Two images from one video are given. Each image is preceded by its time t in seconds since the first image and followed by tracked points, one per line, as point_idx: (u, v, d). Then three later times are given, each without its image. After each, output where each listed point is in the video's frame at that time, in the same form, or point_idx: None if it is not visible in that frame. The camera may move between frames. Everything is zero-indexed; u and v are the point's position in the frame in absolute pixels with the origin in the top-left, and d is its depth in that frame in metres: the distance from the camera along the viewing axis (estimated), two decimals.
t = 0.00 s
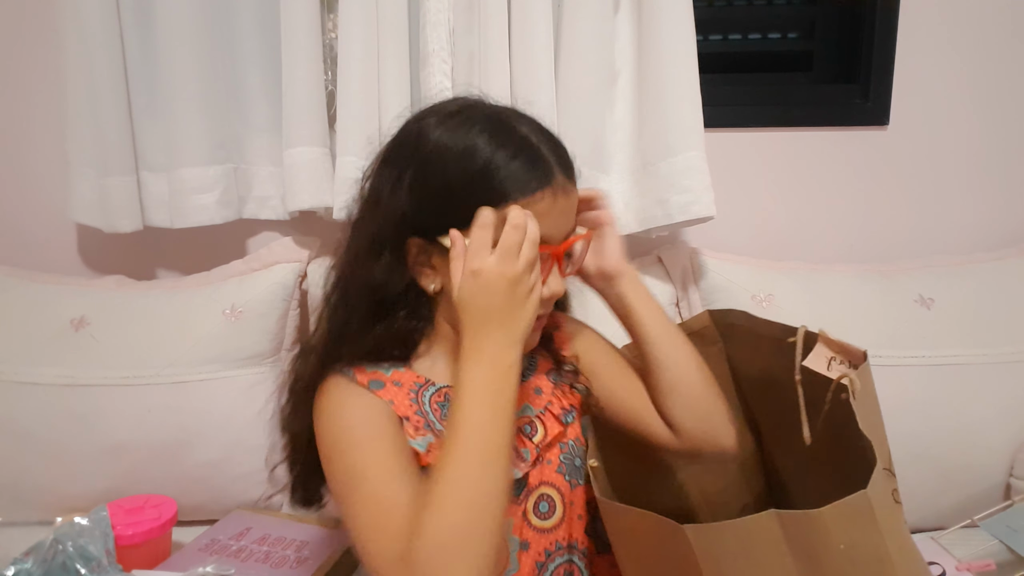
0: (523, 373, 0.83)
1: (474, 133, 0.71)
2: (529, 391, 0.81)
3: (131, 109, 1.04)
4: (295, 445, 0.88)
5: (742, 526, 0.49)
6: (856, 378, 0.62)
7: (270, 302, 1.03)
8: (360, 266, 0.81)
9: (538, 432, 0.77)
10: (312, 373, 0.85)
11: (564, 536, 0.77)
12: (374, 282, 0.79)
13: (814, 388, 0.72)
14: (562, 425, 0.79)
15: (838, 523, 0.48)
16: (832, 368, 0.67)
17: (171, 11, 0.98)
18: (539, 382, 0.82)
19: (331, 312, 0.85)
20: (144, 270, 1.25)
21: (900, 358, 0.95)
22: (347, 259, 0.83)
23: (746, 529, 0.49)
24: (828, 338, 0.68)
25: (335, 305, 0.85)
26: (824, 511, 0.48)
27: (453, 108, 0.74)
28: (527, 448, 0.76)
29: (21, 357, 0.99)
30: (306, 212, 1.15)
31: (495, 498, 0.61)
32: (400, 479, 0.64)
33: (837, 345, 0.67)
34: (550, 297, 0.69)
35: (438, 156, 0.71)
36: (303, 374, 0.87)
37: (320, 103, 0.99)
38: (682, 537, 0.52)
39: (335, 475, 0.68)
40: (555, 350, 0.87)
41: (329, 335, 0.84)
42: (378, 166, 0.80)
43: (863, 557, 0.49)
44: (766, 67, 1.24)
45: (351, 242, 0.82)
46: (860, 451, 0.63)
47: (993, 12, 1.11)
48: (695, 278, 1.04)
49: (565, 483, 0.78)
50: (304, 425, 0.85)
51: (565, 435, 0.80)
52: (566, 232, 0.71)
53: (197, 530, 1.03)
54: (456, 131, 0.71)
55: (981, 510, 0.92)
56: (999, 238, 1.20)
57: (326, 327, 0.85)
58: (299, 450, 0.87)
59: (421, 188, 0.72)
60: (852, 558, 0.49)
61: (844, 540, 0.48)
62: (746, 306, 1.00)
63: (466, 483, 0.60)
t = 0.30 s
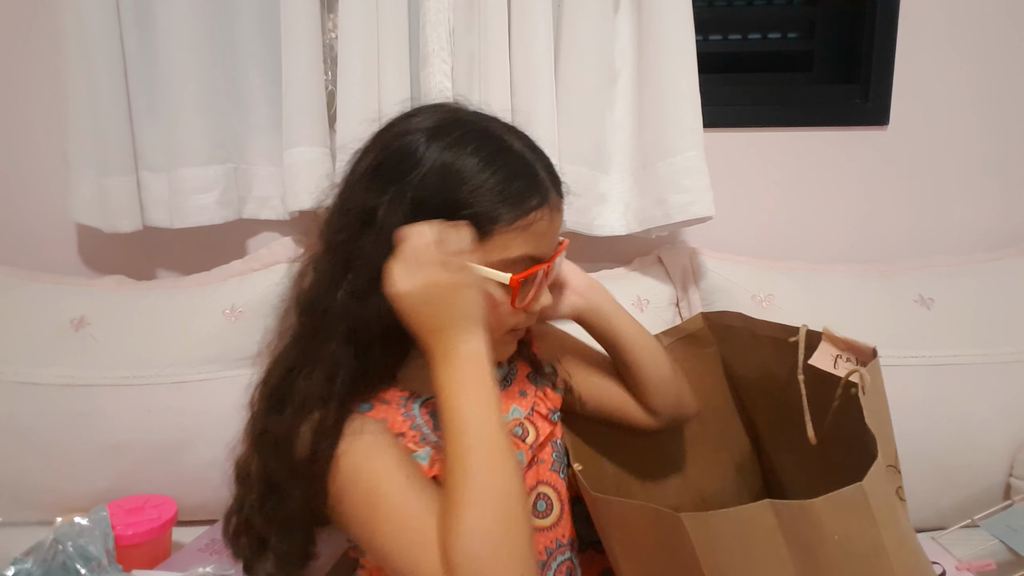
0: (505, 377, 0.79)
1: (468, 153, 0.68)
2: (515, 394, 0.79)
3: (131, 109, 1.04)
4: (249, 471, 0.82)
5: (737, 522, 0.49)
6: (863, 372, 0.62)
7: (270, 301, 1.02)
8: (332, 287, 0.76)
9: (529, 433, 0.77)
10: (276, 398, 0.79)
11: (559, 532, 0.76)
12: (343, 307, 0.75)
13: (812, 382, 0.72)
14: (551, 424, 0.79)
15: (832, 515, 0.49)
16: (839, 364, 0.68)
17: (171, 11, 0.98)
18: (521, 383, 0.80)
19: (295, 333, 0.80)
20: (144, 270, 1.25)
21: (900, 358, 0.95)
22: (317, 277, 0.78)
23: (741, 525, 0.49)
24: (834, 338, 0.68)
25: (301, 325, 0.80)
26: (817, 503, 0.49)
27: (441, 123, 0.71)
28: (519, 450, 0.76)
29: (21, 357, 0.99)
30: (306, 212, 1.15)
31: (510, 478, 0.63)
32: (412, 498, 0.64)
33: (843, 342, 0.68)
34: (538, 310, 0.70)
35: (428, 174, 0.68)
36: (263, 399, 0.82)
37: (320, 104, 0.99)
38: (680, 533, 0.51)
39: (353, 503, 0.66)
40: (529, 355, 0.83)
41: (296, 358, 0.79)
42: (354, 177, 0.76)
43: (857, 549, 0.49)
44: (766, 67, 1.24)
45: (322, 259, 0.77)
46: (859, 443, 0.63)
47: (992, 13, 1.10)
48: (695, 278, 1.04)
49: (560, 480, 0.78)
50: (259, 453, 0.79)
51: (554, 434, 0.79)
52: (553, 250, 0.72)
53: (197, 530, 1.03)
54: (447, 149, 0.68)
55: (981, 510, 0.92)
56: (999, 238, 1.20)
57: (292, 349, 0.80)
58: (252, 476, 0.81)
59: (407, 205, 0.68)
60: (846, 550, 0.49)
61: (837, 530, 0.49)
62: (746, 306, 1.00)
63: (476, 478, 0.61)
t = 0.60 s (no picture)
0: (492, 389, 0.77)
1: (484, 156, 0.67)
2: (504, 407, 0.76)
3: (131, 108, 1.04)
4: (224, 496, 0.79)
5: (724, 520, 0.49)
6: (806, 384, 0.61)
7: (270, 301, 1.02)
8: (343, 297, 0.71)
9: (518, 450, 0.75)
10: (276, 417, 0.75)
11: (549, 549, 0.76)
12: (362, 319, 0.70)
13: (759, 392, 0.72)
14: (539, 438, 0.77)
15: (816, 526, 0.48)
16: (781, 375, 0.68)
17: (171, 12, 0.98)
18: (512, 395, 0.78)
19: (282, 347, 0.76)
20: (144, 270, 1.25)
21: (900, 358, 0.95)
22: (319, 286, 0.72)
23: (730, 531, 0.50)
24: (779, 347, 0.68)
25: (298, 338, 0.74)
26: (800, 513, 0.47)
27: (444, 125, 0.69)
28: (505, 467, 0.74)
29: (21, 356, 0.99)
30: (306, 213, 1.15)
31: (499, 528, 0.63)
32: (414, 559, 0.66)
33: (787, 352, 0.68)
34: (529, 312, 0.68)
35: (449, 178, 0.65)
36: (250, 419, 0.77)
37: (320, 104, 0.99)
38: (670, 528, 0.52)
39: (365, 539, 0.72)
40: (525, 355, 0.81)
41: (294, 375, 0.74)
42: (353, 180, 0.70)
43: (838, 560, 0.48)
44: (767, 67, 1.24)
45: (325, 267, 0.71)
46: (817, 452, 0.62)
47: (993, 13, 1.10)
48: (695, 278, 1.04)
49: (551, 494, 0.77)
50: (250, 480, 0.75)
51: (543, 448, 0.78)
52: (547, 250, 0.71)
53: (197, 530, 1.04)
54: (464, 152, 0.67)
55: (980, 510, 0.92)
56: (999, 239, 1.20)
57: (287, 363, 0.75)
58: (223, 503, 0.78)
59: (430, 211, 0.65)
60: (829, 559, 0.48)
61: (819, 538, 0.48)
62: (746, 307, 1.00)
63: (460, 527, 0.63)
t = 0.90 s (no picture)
0: (506, 392, 0.79)
1: (522, 162, 0.67)
2: (518, 409, 0.78)
3: (131, 108, 1.04)
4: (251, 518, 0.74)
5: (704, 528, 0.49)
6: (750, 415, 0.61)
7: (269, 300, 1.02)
8: (383, 307, 0.69)
9: (530, 453, 0.77)
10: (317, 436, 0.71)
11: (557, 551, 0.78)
12: (409, 328, 0.68)
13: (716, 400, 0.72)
14: (554, 444, 0.79)
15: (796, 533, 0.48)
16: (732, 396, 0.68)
17: (171, 12, 0.98)
18: (525, 399, 0.80)
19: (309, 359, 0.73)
20: (144, 270, 1.25)
21: (900, 357, 0.95)
22: (357, 295, 0.69)
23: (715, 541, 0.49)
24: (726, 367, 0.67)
25: (333, 351, 0.71)
26: (777, 523, 0.47)
27: (476, 129, 0.69)
28: (518, 470, 0.76)
29: (21, 356, 0.99)
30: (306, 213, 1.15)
31: (545, 543, 0.64)
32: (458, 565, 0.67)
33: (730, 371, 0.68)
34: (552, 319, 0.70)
35: (493, 184, 0.65)
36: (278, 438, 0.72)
37: (320, 104, 0.99)
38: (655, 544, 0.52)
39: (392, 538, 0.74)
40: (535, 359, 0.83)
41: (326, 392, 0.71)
42: (387, 184, 0.68)
43: (816, 563, 0.48)
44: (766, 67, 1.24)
45: (363, 274, 0.69)
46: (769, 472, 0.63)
47: (993, 14, 1.10)
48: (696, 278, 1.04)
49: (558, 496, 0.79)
50: (294, 502, 0.70)
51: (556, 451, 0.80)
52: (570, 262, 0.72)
53: (198, 530, 1.04)
54: (503, 158, 0.66)
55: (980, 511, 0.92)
56: (999, 239, 1.20)
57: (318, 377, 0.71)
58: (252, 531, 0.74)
59: (478, 217, 0.64)
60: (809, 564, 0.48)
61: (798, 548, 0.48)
62: (746, 306, 1.00)
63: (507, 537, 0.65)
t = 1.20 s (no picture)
0: (505, 395, 0.80)
1: (537, 171, 0.67)
2: (516, 412, 0.80)
3: (131, 108, 1.04)
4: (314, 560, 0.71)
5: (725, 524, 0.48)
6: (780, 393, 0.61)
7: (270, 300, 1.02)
8: (403, 324, 0.68)
9: (529, 457, 0.78)
10: (360, 461, 0.70)
11: (557, 554, 0.78)
12: (432, 343, 0.68)
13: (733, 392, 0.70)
14: (553, 446, 0.79)
15: (812, 531, 0.47)
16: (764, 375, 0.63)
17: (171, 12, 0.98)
18: (524, 402, 0.80)
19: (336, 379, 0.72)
20: (144, 271, 1.25)
21: (900, 357, 0.95)
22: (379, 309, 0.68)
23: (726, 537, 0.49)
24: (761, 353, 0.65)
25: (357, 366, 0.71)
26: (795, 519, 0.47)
27: (490, 137, 0.68)
28: (517, 473, 0.77)
29: (21, 356, 0.99)
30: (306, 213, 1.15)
31: (559, 538, 0.64)
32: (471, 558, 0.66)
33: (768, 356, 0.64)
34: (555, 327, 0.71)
35: (509, 195, 0.65)
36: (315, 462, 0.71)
37: (320, 104, 0.99)
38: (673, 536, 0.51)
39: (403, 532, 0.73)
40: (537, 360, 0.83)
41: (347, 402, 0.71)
42: (402, 194, 0.68)
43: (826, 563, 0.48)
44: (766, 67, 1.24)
45: (381, 287, 0.68)
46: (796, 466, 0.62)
47: (993, 14, 1.10)
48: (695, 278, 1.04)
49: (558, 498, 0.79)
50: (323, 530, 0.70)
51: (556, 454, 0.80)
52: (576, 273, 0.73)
53: (198, 530, 1.04)
54: (518, 167, 0.66)
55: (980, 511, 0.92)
56: (999, 240, 1.20)
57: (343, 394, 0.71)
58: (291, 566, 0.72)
59: (494, 230, 0.64)
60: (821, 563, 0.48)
61: (819, 545, 0.47)
62: (746, 306, 1.00)
63: (521, 532, 0.65)
